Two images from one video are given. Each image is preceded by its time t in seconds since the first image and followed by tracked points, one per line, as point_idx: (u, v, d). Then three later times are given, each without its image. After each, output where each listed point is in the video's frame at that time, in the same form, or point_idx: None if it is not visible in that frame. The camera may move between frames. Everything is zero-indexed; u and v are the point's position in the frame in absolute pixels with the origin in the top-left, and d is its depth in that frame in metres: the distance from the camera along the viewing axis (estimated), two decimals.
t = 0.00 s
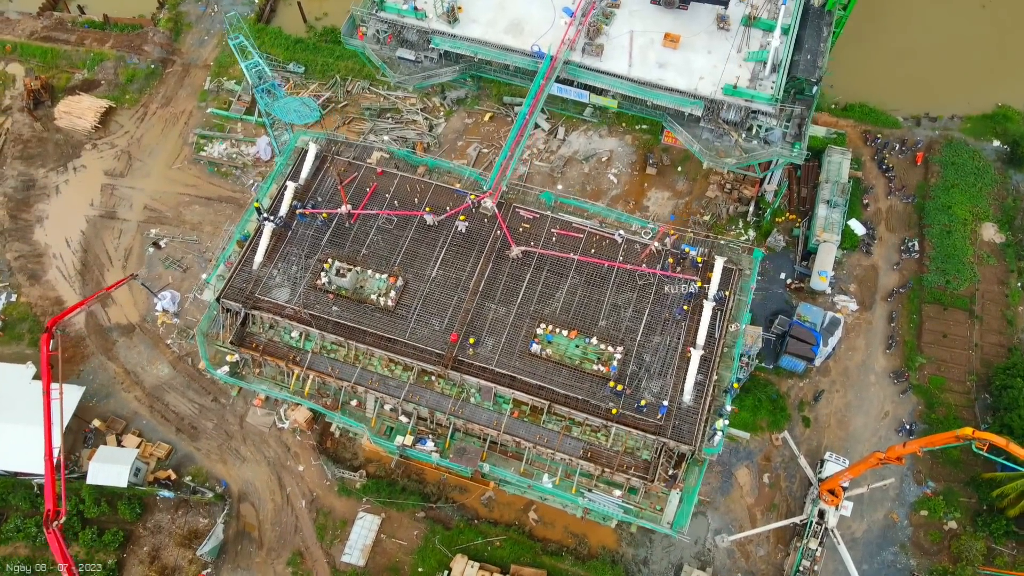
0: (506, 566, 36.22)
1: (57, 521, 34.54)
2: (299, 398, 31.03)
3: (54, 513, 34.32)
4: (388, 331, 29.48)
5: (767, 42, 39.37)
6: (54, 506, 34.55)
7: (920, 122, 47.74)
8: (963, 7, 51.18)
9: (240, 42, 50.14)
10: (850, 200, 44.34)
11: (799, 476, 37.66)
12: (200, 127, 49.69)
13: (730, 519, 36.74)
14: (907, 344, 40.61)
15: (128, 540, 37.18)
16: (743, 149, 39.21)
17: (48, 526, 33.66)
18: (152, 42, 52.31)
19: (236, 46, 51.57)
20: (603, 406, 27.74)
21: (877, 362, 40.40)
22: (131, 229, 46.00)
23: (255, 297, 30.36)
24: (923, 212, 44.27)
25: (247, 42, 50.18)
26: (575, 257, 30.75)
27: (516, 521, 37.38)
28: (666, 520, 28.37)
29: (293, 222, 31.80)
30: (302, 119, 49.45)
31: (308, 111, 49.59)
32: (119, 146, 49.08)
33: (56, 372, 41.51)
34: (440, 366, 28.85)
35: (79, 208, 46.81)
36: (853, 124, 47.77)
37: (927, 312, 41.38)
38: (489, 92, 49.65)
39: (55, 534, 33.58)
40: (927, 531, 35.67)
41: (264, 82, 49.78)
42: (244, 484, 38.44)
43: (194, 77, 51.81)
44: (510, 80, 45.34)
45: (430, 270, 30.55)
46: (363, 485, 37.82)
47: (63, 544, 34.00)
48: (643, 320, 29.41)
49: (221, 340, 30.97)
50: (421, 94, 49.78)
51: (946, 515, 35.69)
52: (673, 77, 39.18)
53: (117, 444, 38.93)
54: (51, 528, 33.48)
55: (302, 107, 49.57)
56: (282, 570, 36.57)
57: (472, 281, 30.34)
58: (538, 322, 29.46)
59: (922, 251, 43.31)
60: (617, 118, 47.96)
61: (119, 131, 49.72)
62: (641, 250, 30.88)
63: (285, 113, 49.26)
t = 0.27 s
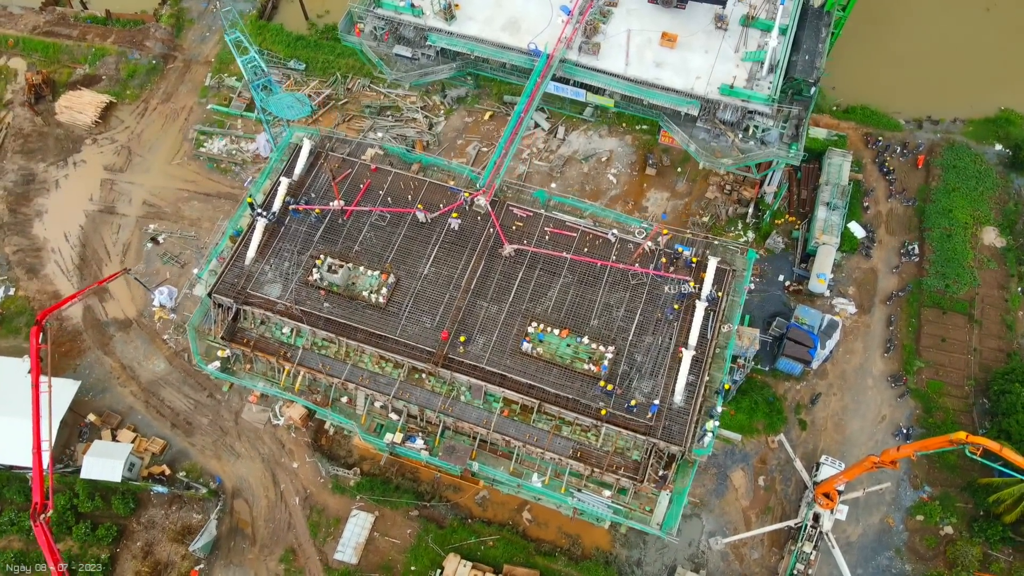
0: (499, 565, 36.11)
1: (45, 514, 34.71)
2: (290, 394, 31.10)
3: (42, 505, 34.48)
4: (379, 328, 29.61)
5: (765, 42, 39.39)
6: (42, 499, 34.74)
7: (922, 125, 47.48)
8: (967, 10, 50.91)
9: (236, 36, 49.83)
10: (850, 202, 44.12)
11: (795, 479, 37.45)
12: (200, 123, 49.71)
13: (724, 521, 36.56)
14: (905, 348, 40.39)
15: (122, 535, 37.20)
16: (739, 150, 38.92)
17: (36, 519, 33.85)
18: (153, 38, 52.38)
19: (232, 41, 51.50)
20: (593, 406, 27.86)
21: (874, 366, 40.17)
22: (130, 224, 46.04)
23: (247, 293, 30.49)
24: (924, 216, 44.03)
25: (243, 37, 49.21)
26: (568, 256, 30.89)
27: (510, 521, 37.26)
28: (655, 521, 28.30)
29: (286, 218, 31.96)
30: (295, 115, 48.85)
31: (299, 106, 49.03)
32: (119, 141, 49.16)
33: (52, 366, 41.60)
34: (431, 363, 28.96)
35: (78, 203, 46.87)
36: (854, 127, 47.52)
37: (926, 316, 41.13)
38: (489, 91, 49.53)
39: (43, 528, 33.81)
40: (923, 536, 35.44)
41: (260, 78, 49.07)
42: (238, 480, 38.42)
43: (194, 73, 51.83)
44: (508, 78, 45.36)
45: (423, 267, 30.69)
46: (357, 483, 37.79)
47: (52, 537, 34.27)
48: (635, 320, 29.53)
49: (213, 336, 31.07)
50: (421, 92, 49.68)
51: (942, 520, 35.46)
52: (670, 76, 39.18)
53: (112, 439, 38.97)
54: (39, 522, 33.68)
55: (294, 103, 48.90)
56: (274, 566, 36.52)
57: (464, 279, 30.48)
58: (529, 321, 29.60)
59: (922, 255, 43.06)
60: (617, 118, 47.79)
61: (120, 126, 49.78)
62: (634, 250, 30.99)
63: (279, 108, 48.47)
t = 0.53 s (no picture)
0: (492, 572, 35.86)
1: (30, 515, 34.95)
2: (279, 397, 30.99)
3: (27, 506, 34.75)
4: (369, 331, 29.58)
5: (761, 48, 39.44)
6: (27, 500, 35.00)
7: (922, 134, 47.32)
8: (969, 19, 50.80)
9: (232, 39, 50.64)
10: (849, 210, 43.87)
11: (790, 488, 37.16)
12: (199, 126, 49.81)
13: (719, 530, 36.27)
14: (903, 358, 40.13)
15: (113, 538, 37.06)
16: (734, 156, 39.31)
17: (19, 520, 34.13)
18: (154, 41, 52.59)
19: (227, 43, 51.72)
20: (583, 411, 27.69)
21: (872, 375, 39.90)
22: (128, 226, 46.09)
23: (237, 295, 30.48)
24: (923, 225, 43.84)
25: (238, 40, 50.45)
26: (560, 261, 30.85)
27: (503, 528, 36.99)
28: (644, 529, 28.23)
29: (278, 220, 32.01)
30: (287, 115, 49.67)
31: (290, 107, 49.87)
32: (118, 143, 49.28)
33: (48, 367, 41.59)
34: (420, 367, 28.90)
35: (76, 205, 46.95)
36: (854, 135, 47.34)
37: (924, 325, 40.88)
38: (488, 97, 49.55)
39: (27, 528, 34.02)
40: (919, 547, 35.10)
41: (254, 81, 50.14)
42: (231, 484, 38.27)
43: (195, 76, 51.98)
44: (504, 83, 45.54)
45: (414, 271, 30.70)
46: (350, 488, 37.59)
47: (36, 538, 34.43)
48: (627, 325, 29.44)
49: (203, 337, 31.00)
50: (421, 97, 49.65)
51: (938, 531, 35.14)
52: (665, 82, 39.18)
53: (105, 441, 38.88)
54: (23, 522, 33.95)
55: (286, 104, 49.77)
56: (265, 571, 36.32)
57: (455, 282, 30.47)
58: (520, 325, 29.56)
59: (921, 264, 42.84)
60: (616, 125, 47.72)
61: (120, 128, 49.92)
62: (626, 255, 30.92)
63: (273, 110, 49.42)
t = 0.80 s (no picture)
0: None
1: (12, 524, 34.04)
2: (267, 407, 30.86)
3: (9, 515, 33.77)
4: (359, 342, 29.50)
5: (755, 63, 39.62)
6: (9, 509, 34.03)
7: (921, 151, 47.34)
8: (968, 38, 51.06)
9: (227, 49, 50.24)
10: (847, 226, 43.80)
11: (787, 506, 36.71)
12: (199, 137, 50.06)
13: (715, 548, 35.80)
14: (901, 375, 39.84)
15: (103, 550, 36.69)
16: (728, 170, 39.41)
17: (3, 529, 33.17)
18: (157, 52, 53.06)
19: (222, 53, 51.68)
20: (572, 425, 27.46)
21: (870, 392, 39.59)
22: (126, 236, 46.18)
23: (227, 305, 30.48)
24: (921, 241, 43.71)
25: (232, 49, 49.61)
26: (551, 273, 30.81)
27: (496, 543, 36.54)
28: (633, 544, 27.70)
29: (270, 230, 32.09)
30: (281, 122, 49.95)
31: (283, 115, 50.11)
32: (118, 154, 49.53)
33: (42, 376, 41.50)
34: (409, 379, 28.80)
35: (75, 214, 47.10)
36: (851, 151, 47.44)
37: (922, 342, 40.62)
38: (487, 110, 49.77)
39: (11, 537, 33.23)
40: (918, 567, 34.58)
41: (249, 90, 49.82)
42: (222, 496, 37.95)
43: (196, 87, 52.34)
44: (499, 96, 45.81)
45: (405, 282, 30.69)
46: (342, 501, 37.26)
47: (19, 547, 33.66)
48: (618, 339, 29.31)
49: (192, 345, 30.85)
50: (420, 110, 49.87)
51: (937, 551, 34.64)
52: (659, 95, 39.32)
53: (97, 452, 38.65)
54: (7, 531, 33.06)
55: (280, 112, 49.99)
56: None
57: (446, 294, 30.44)
58: (510, 337, 29.45)
59: (919, 280, 42.65)
60: (614, 139, 47.83)
61: (120, 139, 50.20)
62: (617, 268, 30.83)
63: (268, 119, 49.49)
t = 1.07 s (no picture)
0: None
1: None
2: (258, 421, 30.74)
3: None
4: (349, 356, 29.40)
5: (750, 81, 39.88)
6: None
7: (919, 171, 47.37)
8: (967, 60, 51.31)
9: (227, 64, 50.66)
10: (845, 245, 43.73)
11: (785, 527, 36.21)
12: (200, 152, 50.37)
13: (711, 570, 35.27)
14: (901, 396, 39.47)
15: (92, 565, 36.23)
16: (723, 187, 39.56)
17: None
18: (159, 68, 53.61)
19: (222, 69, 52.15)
20: (562, 442, 27.33)
21: (869, 413, 39.21)
22: (124, 249, 46.31)
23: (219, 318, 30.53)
24: (920, 261, 43.56)
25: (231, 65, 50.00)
26: (543, 288, 30.69)
27: (490, 563, 36.02)
28: (623, 562, 27.56)
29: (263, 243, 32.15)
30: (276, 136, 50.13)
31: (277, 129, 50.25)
32: (119, 168, 49.85)
33: (36, 389, 41.40)
34: (399, 394, 28.71)
35: (74, 227, 47.29)
36: (850, 170, 47.47)
37: (922, 363, 40.30)
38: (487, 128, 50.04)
39: None
40: None
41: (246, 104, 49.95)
42: (214, 511, 37.60)
43: (197, 103, 52.80)
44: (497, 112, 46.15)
45: (397, 296, 30.64)
46: (334, 518, 36.85)
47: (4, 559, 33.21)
48: (609, 355, 29.14)
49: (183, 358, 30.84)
50: (420, 127, 50.16)
51: None
52: (654, 113, 39.54)
53: (89, 465, 38.37)
54: None
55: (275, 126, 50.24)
56: None
57: (438, 309, 30.40)
58: (501, 353, 29.30)
59: (918, 301, 42.44)
60: (613, 157, 47.99)
61: (121, 153, 50.56)
62: (610, 283, 30.64)
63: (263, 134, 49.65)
